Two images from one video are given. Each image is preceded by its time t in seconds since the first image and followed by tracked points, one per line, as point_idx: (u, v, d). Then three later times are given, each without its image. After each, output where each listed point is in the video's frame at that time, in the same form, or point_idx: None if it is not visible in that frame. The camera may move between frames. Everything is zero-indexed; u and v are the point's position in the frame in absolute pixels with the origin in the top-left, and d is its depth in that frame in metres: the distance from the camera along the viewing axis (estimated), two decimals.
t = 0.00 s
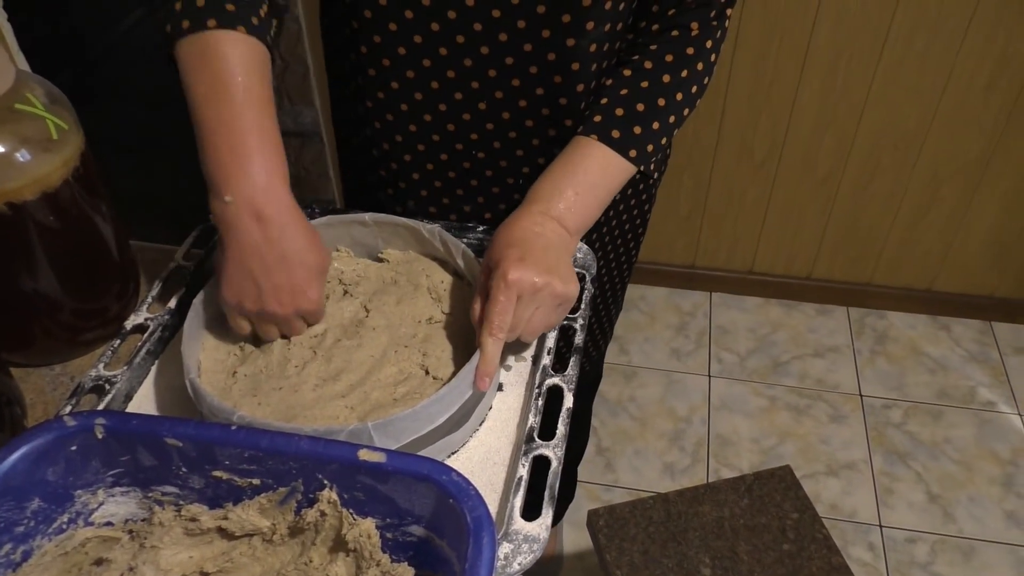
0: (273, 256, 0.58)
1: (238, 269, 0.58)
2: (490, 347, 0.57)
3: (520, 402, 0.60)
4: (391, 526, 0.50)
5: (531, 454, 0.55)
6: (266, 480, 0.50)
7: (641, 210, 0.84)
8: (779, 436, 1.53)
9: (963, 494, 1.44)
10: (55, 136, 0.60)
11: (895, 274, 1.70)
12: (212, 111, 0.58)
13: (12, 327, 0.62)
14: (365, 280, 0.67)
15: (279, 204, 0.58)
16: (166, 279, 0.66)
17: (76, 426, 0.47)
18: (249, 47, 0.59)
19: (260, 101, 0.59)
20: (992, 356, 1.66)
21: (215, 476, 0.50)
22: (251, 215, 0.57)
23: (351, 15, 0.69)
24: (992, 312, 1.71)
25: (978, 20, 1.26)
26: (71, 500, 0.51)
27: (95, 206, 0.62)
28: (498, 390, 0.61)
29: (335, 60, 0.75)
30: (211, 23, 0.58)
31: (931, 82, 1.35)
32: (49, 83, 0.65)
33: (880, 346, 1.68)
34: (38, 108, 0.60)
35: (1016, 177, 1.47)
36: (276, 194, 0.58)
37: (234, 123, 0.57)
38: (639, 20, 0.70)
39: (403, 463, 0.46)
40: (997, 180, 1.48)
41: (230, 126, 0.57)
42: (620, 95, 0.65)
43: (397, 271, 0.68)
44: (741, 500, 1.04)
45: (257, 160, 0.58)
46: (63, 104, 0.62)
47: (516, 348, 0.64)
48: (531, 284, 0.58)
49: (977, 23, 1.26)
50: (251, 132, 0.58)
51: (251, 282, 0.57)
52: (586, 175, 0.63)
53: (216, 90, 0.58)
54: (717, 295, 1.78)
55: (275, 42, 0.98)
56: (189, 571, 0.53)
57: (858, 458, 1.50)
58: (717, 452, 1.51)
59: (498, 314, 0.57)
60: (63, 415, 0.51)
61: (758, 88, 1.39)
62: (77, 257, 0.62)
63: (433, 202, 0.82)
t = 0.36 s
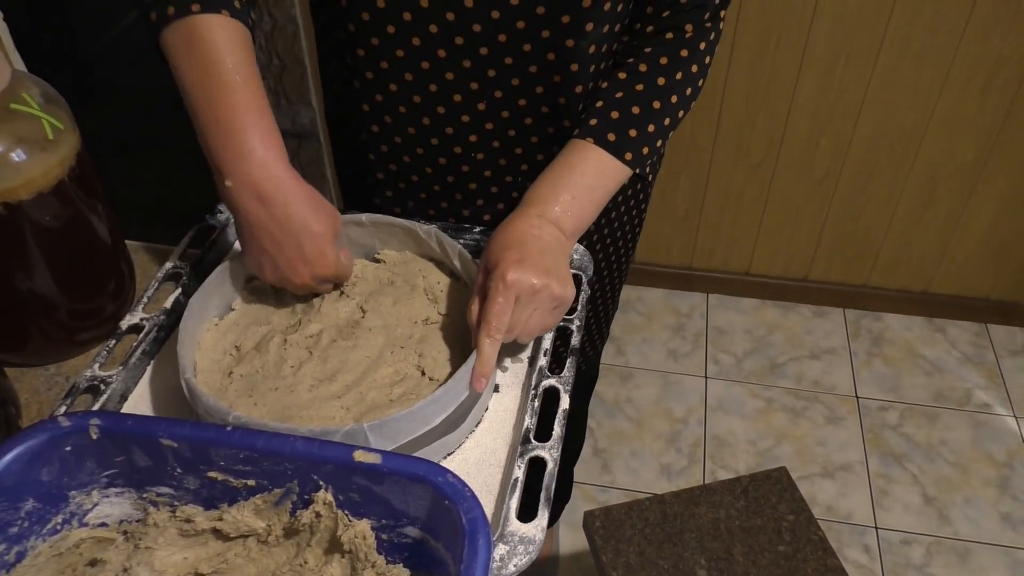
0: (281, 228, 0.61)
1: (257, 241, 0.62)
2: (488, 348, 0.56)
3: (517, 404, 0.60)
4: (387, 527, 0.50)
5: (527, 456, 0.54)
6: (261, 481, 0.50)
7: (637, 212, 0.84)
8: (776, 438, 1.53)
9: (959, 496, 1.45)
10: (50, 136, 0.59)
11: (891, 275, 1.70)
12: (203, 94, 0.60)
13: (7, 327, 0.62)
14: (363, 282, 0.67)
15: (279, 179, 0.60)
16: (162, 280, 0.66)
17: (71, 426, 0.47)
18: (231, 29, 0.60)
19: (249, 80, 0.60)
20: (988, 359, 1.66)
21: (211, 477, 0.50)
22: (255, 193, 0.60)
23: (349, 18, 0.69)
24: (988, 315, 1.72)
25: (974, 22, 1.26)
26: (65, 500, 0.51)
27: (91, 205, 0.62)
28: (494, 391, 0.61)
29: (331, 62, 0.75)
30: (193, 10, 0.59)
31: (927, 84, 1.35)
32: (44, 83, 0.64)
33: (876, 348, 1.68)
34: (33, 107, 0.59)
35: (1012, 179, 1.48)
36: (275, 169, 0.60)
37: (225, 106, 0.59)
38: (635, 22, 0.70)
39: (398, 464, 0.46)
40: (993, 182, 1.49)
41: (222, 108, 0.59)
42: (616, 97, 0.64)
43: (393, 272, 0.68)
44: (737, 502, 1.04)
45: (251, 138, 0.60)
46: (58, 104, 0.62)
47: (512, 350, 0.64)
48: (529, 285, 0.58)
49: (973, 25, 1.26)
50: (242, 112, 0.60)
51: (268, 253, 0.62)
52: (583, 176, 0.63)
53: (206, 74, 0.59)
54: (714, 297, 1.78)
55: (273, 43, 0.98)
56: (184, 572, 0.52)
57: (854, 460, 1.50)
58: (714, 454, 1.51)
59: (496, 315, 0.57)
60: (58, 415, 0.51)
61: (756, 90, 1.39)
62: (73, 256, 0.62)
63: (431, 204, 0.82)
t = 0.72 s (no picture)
0: (255, 213, 0.59)
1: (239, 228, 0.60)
2: (490, 343, 0.56)
3: (518, 398, 0.60)
4: (387, 522, 0.49)
5: (528, 450, 0.54)
6: (260, 475, 0.49)
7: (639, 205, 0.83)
8: (777, 433, 1.53)
9: (961, 492, 1.44)
10: (47, 126, 0.59)
11: (894, 270, 1.69)
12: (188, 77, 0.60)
13: (6, 319, 0.62)
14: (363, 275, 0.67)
15: (253, 163, 0.58)
16: (162, 272, 0.65)
17: (68, 419, 0.47)
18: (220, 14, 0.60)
19: (231, 64, 0.59)
20: (991, 355, 1.65)
21: (209, 471, 0.50)
22: (228, 177, 0.58)
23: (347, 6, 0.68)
24: (991, 310, 1.71)
25: (979, 16, 1.25)
26: (63, 494, 0.50)
27: (89, 197, 0.62)
28: (495, 385, 0.60)
29: (330, 50, 0.74)
30: None
31: (932, 78, 1.34)
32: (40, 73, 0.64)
33: (879, 343, 1.68)
34: (31, 98, 0.59)
35: (1016, 175, 1.47)
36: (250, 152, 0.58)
37: (205, 87, 0.59)
38: (637, 10, 0.69)
39: (398, 459, 0.46)
40: (998, 176, 1.48)
41: (202, 90, 0.59)
42: (620, 86, 0.64)
43: (394, 265, 0.68)
44: (739, 498, 1.03)
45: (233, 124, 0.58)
46: (56, 95, 0.61)
47: (513, 344, 0.63)
48: (531, 279, 0.57)
49: (978, 19, 1.25)
50: (221, 94, 0.59)
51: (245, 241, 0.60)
52: (586, 168, 0.62)
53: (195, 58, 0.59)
54: (716, 291, 1.77)
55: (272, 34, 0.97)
56: (183, 566, 0.52)
57: (856, 455, 1.49)
58: (715, 449, 1.50)
59: (497, 309, 0.57)
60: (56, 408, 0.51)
61: (759, 83, 1.38)
62: (72, 248, 0.61)
63: (432, 196, 0.81)
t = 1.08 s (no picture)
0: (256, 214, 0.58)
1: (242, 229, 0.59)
2: (489, 337, 0.56)
3: (517, 392, 0.60)
4: (385, 515, 0.49)
5: (528, 445, 0.54)
6: (258, 469, 0.49)
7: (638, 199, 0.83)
8: (777, 428, 1.53)
9: (961, 487, 1.44)
10: (46, 118, 0.59)
11: (895, 266, 1.69)
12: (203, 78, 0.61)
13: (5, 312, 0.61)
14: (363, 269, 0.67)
15: (265, 160, 0.59)
16: (161, 265, 0.65)
17: (67, 412, 0.47)
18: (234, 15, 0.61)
19: (250, 65, 0.61)
20: (992, 350, 1.65)
21: (208, 464, 0.50)
22: (239, 173, 0.60)
23: None
24: (992, 306, 1.71)
25: (981, 12, 1.24)
26: (61, 486, 0.50)
27: (88, 189, 0.62)
28: (494, 379, 0.60)
29: (327, 43, 0.74)
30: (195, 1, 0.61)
31: (934, 74, 1.33)
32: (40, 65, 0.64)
33: (879, 338, 1.67)
34: (30, 90, 0.59)
35: (1017, 171, 1.46)
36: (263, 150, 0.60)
37: (224, 86, 0.60)
38: (637, 3, 0.69)
39: (396, 452, 0.46)
40: (999, 172, 1.47)
41: (218, 91, 0.60)
42: (620, 80, 0.64)
43: (394, 259, 0.68)
44: (739, 492, 1.03)
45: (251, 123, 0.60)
46: (55, 87, 0.61)
47: (513, 338, 0.63)
48: (530, 273, 0.57)
49: (980, 15, 1.25)
50: (235, 93, 0.60)
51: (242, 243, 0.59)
52: (586, 161, 0.62)
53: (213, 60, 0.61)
54: (716, 286, 1.77)
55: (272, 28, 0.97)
56: (180, 559, 0.51)
57: (856, 450, 1.49)
58: (715, 443, 1.50)
59: (496, 302, 0.56)
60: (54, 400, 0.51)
61: (760, 78, 1.38)
62: (70, 241, 0.61)
63: (430, 190, 0.81)
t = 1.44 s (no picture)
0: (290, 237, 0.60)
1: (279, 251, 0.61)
2: (494, 334, 0.56)
3: (521, 389, 0.59)
4: (389, 511, 0.49)
5: (532, 442, 0.54)
6: (263, 463, 0.49)
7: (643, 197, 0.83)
8: (779, 428, 1.53)
9: (962, 490, 1.44)
10: (53, 112, 0.59)
11: (898, 267, 1.69)
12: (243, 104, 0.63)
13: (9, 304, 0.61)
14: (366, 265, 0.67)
15: (296, 187, 0.60)
16: (165, 259, 0.65)
17: (72, 405, 0.47)
18: (274, 40, 0.63)
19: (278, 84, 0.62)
20: (994, 352, 1.65)
21: (212, 458, 0.50)
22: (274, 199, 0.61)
23: None
24: (994, 308, 1.71)
25: (987, 12, 1.24)
26: (66, 479, 0.50)
27: (94, 183, 0.61)
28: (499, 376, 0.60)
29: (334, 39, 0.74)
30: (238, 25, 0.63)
31: (939, 74, 1.33)
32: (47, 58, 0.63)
33: (882, 340, 1.67)
34: (37, 83, 0.58)
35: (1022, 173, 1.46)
36: (295, 177, 0.61)
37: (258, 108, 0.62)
38: None
39: (401, 449, 0.46)
40: (1004, 173, 1.47)
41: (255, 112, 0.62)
42: (627, 76, 0.63)
43: (399, 255, 0.68)
44: (740, 492, 1.03)
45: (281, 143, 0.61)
46: (62, 80, 0.61)
47: (518, 336, 0.63)
48: (537, 271, 0.57)
49: (986, 16, 1.24)
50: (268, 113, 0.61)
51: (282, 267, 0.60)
52: (594, 158, 0.62)
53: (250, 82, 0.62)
54: (719, 285, 1.77)
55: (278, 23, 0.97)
56: (184, 553, 0.51)
57: (857, 452, 1.49)
58: (716, 443, 1.50)
59: (502, 300, 0.56)
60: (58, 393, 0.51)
61: (765, 77, 1.38)
62: (76, 234, 0.61)
63: (435, 186, 0.81)
